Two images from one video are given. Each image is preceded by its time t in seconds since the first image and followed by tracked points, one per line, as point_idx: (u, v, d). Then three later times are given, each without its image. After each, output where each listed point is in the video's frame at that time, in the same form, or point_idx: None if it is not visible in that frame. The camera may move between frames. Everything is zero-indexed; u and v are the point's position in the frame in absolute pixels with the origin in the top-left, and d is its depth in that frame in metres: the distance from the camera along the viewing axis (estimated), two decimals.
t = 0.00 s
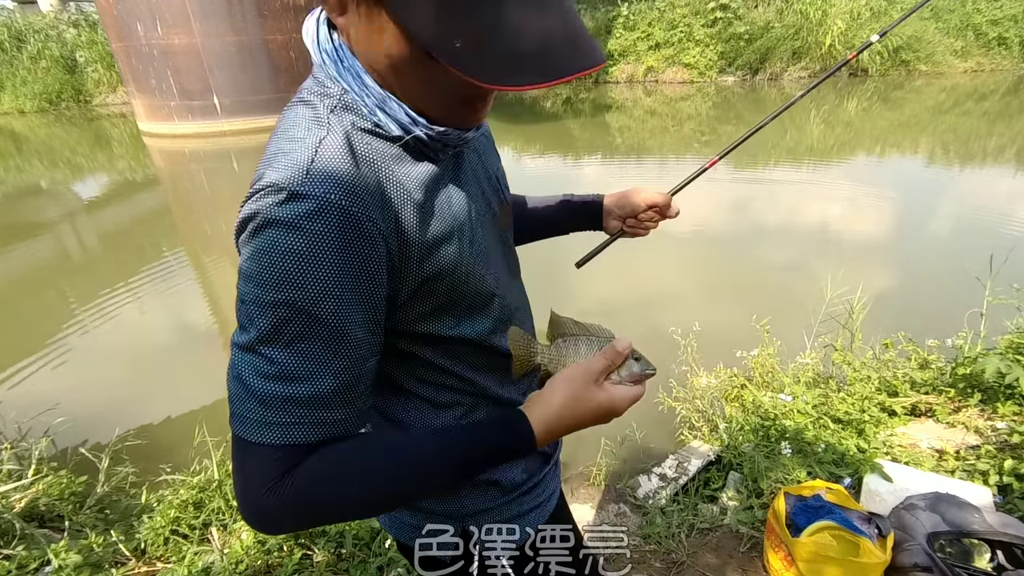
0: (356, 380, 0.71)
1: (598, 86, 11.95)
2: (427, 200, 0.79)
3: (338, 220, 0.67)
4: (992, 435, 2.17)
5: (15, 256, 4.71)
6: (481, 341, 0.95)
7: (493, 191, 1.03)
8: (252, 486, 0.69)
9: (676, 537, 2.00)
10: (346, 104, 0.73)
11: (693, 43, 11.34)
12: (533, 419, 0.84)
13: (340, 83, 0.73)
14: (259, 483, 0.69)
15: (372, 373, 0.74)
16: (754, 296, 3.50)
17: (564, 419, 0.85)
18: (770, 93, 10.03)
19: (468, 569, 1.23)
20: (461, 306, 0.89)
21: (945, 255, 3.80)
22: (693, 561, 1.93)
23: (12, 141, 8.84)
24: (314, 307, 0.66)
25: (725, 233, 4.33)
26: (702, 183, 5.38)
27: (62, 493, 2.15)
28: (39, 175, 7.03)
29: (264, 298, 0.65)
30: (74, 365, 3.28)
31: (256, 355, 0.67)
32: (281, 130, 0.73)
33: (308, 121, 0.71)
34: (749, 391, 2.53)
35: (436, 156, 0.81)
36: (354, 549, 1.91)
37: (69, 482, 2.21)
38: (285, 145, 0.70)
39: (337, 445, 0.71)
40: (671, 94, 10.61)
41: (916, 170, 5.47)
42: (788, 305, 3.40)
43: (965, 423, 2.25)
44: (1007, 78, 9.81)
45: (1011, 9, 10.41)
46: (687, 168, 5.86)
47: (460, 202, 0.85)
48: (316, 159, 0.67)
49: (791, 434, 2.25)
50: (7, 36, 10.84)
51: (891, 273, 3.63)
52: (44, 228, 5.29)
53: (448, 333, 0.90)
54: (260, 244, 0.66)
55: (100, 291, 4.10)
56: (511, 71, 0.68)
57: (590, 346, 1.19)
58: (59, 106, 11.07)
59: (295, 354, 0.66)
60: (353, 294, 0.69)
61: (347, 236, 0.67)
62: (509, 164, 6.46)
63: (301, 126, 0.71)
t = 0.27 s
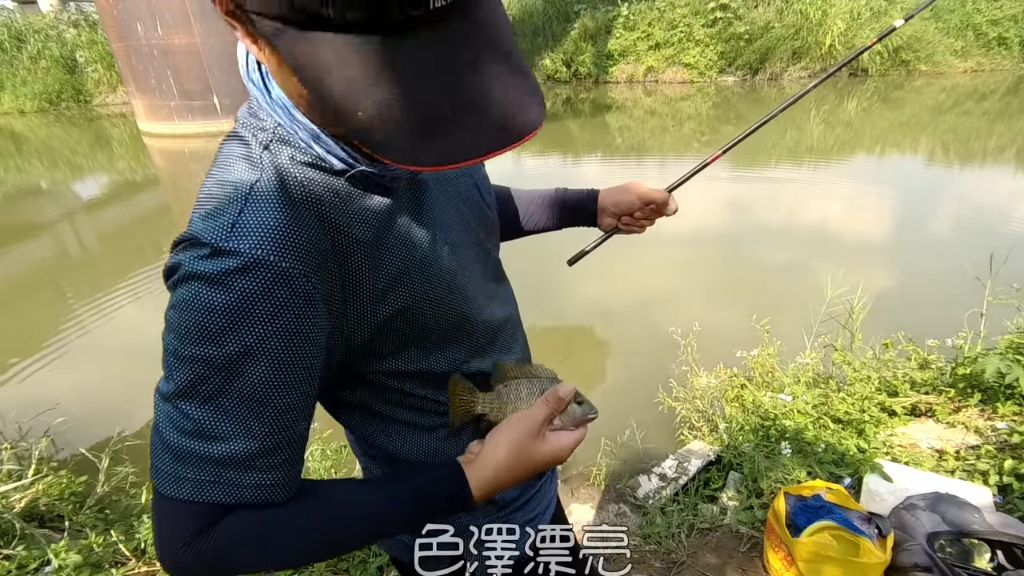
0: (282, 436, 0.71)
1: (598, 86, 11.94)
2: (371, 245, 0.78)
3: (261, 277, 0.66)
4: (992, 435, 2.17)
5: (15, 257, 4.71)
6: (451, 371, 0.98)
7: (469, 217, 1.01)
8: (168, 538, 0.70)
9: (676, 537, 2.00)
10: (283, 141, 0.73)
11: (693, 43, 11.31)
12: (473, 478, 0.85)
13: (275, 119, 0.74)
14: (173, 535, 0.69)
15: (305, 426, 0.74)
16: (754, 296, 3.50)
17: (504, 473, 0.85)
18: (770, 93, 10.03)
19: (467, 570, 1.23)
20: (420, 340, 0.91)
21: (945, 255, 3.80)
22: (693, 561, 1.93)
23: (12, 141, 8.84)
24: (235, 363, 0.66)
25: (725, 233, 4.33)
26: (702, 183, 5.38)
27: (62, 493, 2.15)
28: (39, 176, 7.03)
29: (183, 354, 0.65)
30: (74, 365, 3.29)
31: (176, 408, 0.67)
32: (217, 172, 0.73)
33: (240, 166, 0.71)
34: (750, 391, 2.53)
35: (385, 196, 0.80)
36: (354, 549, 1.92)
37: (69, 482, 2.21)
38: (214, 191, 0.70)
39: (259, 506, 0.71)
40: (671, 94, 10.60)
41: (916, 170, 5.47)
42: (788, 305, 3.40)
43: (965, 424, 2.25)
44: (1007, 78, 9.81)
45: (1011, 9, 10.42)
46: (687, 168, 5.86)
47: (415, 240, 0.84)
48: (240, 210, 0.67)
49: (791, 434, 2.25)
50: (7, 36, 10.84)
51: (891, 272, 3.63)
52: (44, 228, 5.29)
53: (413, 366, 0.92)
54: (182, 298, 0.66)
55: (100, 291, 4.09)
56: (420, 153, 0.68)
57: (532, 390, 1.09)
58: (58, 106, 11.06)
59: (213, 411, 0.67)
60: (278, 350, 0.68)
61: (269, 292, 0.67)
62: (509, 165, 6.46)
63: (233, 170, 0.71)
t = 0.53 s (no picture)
0: (263, 456, 0.72)
1: (598, 86, 11.93)
2: (349, 266, 0.78)
3: (232, 306, 0.67)
4: (992, 435, 2.18)
5: (15, 257, 4.71)
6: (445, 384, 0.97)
7: (463, 226, 1.00)
8: (157, 556, 0.72)
9: (676, 537, 2.00)
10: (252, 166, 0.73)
11: (693, 43, 11.31)
12: (453, 489, 0.83)
13: (244, 146, 0.74)
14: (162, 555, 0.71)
15: (288, 444, 0.75)
16: (753, 297, 3.50)
17: (482, 484, 0.83)
18: (770, 93, 10.03)
19: (468, 569, 1.23)
20: (410, 354, 0.91)
21: (944, 255, 3.80)
22: (693, 561, 1.93)
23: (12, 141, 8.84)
24: (209, 392, 0.67)
25: (725, 233, 4.33)
26: (702, 183, 5.37)
27: (62, 493, 2.15)
28: (39, 176, 7.03)
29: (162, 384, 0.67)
30: (74, 365, 3.29)
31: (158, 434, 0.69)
32: (194, 201, 0.74)
33: (213, 194, 0.72)
34: (749, 391, 2.53)
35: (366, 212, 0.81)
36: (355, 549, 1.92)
37: (69, 482, 2.21)
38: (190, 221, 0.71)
39: (241, 522, 0.72)
40: (671, 94, 10.60)
41: (916, 170, 5.47)
42: (787, 305, 3.40)
43: (965, 424, 2.25)
44: (1007, 78, 9.81)
45: (1011, 10, 10.42)
46: (687, 168, 5.86)
47: (399, 257, 0.84)
48: (211, 240, 0.68)
49: (791, 434, 2.25)
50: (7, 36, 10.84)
51: (891, 273, 3.63)
52: (44, 228, 5.29)
53: (407, 378, 0.93)
54: (159, 329, 0.68)
55: (100, 292, 4.09)
56: (378, 181, 0.69)
57: (506, 385, 1.03)
58: (58, 106, 11.05)
59: (192, 437, 0.68)
60: (254, 376, 0.70)
61: (241, 321, 0.68)
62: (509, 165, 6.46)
63: (207, 200, 0.72)
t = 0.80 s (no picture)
0: (261, 447, 0.73)
1: (598, 86, 11.92)
2: (355, 261, 0.79)
3: (238, 295, 0.67)
4: (992, 435, 2.18)
5: (16, 257, 4.71)
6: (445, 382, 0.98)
7: (473, 226, 1.00)
8: (148, 545, 0.71)
9: (676, 537, 2.00)
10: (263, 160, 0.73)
11: (693, 43, 11.30)
12: (448, 487, 0.83)
13: (257, 140, 0.75)
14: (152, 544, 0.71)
15: (286, 437, 0.75)
16: (753, 296, 3.51)
17: (476, 483, 0.83)
18: (770, 93, 10.02)
19: (468, 569, 1.24)
20: (411, 351, 0.91)
21: (945, 255, 3.80)
22: (693, 560, 1.93)
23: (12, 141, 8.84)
24: (211, 381, 0.68)
25: (725, 233, 4.33)
26: (702, 183, 5.37)
27: (62, 493, 2.15)
28: (39, 176, 7.03)
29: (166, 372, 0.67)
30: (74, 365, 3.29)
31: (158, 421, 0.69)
32: (204, 191, 0.75)
33: (224, 186, 0.72)
34: (749, 391, 2.54)
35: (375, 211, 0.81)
36: (355, 548, 1.92)
37: (69, 482, 2.21)
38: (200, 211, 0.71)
39: (237, 512, 0.72)
40: (671, 94, 10.60)
41: (916, 170, 5.46)
42: (787, 305, 3.40)
43: (965, 424, 2.25)
44: (1007, 78, 9.82)
45: (1011, 10, 10.42)
46: (687, 168, 5.86)
47: (403, 255, 0.84)
48: (220, 230, 0.68)
49: (791, 434, 2.25)
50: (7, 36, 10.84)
51: (891, 273, 3.63)
52: (44, 228, 5.29)
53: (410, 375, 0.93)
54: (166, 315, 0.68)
55: (100, 292, 4.09)
56: (381, 189, 0.69)
57: (500, 388, 1.03)
58: (58, 106, 11.05)
59: (191, 426, 0.68)
60: (256, 366, 0.70)
61: (248, 311, 0.68)
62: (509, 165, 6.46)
63: (218, 191, 0.72)
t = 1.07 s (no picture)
0: (281, 433, 0.73)
1: (598, 86, 11.92)
2: (381, 253, 0.79)
3: (272, 281, 0.67)
4: (992, 435, 2.18)
5: (16, 257, 4.71)
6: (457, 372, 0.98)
7: (487, 222, 1.01)
8: (158, 524, 0.71)
9: (676, 537, 2.00)
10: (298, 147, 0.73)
11: (693, 43, 11.30)
12: (461, 481, 0.84)
13: (294, 127, 0.74)
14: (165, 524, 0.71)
15: (306, 425, 0.75)
16: (753, 297, 3.51)
17: (489, 478, 0.85)
18: (770, 93, 10.02)
19: (468, 569, 1.24)
20: (426, 343, 0.91)
21: (945, 255, 3.80)
22: (693, 561, 1.93)
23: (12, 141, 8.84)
24: (237, 364, 0.68)
25: (725, 233, 4.33)
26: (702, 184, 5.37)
27: (62, 493, 2.15)
28: (39, 176, 7.03)
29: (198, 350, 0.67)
30: (75, 365, 3.29)
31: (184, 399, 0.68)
32: (235, 174, 0.74)
33: (258, 171, 0.72)
34: (749, 391, 2.54)
35: (400, 204, 0.80)
36: (354, 549, 1.91)
37: (69, 482, 2.21)
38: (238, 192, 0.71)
39: (251, 497, 0.72)
40: (671, 94, 10.59)
41: (916, 170, 5.46)
42: (787, 305, 3.40)
43: (965, 424, 2.25)
44: (1007, 78, 9.82)
45: (1011, 10, 10.42)
46: (686, 168, 5.86)
47: (428, 248, 0.84)
48: (256, 214, 0.68)
49: (791, 434, 2.25)
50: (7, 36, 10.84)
51: (891, 273, 3.63)
52: (44, 228, 5.29)
53: (423, 366, 0.94)
54: (200, 296, 0.67)
55: (100, 292, 4.09)
56: (442, 182, 0.70)
57: (512, 387, 1.03)
58: (58, 106, 11.06)
59: (214, 407, 0.68)
60: (284, 354, 0.70)
61: (280, 298, 0.68)
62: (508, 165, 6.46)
63: (252, 175, 0.72)
